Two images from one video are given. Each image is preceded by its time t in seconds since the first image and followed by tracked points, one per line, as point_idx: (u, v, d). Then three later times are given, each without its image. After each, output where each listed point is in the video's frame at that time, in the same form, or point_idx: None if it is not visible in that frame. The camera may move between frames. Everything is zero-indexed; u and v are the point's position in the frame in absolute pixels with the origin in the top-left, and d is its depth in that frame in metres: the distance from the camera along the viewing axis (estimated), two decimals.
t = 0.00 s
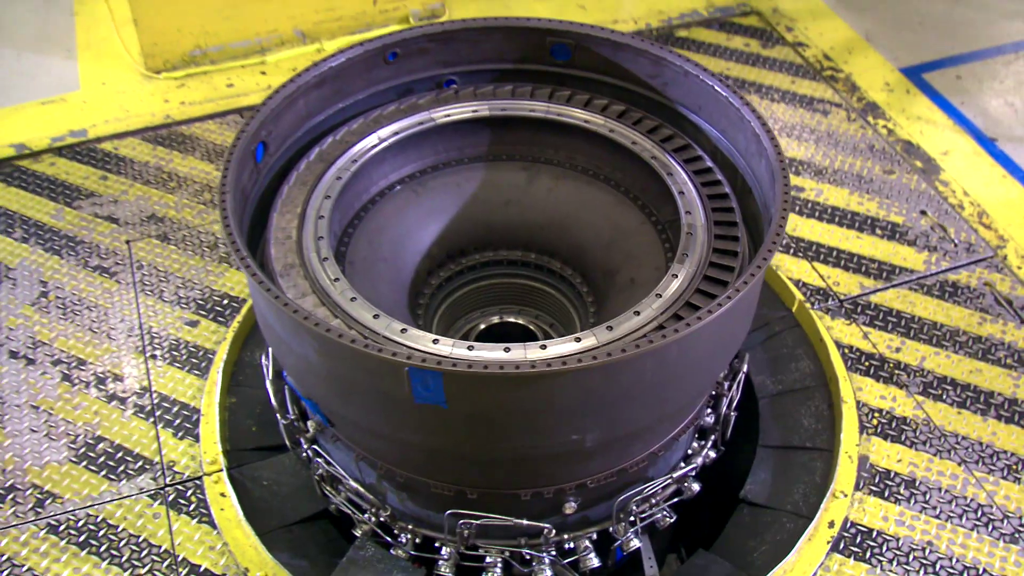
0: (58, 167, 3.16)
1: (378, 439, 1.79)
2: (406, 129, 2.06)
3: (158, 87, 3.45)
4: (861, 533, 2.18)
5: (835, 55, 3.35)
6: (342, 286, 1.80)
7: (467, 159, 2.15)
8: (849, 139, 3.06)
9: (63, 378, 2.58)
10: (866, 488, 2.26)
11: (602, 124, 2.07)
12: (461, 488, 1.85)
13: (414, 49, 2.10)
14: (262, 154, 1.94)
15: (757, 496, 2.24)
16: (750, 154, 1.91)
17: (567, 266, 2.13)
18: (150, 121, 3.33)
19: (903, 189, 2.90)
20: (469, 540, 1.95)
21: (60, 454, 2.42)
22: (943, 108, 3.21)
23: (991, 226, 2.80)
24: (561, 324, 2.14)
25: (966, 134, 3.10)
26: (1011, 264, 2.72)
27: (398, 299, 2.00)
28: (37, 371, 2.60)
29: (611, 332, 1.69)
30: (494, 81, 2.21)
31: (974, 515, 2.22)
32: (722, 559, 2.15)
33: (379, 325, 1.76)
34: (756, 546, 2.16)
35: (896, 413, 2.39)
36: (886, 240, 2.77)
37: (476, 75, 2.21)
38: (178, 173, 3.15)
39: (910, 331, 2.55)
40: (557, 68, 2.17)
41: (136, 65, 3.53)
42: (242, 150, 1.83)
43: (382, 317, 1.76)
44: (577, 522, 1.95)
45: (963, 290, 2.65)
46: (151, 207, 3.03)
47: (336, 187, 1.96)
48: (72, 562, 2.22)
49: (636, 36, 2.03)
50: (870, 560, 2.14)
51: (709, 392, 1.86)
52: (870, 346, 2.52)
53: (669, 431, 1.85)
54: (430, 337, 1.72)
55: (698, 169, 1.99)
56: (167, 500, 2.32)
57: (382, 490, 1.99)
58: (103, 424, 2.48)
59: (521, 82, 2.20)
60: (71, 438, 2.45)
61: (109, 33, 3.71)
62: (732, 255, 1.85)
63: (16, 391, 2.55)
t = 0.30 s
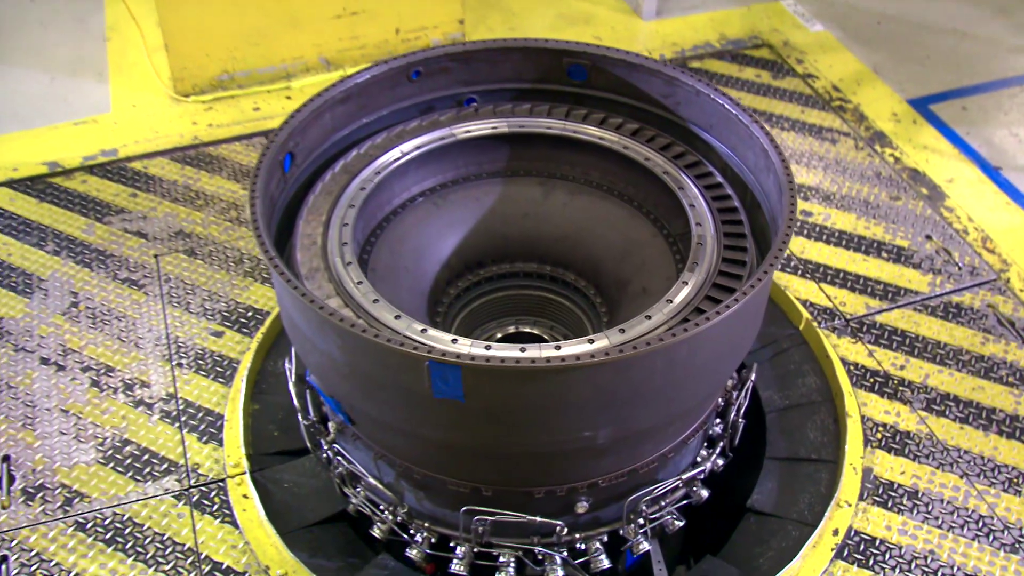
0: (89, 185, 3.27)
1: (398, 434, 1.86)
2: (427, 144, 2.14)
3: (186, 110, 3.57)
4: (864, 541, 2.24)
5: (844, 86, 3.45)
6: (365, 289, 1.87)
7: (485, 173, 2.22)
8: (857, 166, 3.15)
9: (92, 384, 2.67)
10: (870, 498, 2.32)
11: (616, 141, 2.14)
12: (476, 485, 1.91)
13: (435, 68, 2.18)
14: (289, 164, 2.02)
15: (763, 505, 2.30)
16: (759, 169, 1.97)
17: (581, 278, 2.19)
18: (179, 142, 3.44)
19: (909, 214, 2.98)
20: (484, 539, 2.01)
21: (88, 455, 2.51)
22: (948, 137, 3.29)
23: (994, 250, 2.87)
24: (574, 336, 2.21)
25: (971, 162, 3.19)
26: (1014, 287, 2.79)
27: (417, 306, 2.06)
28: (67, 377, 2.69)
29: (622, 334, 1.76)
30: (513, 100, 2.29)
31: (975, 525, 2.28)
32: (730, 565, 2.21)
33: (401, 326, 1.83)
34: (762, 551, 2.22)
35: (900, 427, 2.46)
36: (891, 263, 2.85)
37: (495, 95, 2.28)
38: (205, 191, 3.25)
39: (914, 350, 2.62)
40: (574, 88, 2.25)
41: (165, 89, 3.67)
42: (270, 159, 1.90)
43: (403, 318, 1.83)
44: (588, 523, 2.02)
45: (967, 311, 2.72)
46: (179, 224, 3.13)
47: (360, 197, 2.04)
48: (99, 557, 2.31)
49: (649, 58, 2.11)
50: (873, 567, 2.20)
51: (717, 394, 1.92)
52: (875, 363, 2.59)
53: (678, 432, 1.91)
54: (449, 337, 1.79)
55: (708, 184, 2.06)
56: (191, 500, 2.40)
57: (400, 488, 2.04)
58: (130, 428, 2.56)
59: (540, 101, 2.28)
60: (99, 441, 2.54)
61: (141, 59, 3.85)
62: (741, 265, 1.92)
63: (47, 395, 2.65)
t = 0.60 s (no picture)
0: (119, 200, 3.39)
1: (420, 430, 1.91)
2: (449, 157, 2.23)
3: (214, 130, 3.69)
4: (868, 547, 2.30)
5: (853, 113, 3.54)
6: (388, 290, 1.94)
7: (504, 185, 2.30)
8: (865, 190, 3.24)
9: (121, 388, 2.76)
10: (874, 505, 2.38)
11: (630, 155, 2.22)
12: (492, 480, 1.97)
13: (458, 84, 2.26)
14: (316, 173, 2.10)
15: (769, 511, 2.37)
16: (768, 182, 2.04)
17: (596, 288, 2.26)
18: (206, 160, 3.55)
19: (916, 236, 3.05)
20: (499, 535, 2.08)
21: (116, 455, 2.60)
22: (955, 163, 3.38)
23: (999, 271, 2.95)
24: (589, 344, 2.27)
25: (976, 187, 3.27)
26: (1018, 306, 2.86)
27: (437, 310, 2.13)
28: (97, 381, 2.78)
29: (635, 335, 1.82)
30: (531, 116, 2.37)
31: (976, 533, 2.34)
32: (736, 565, 2.28)
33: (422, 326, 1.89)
34: (769, 556, 2.28)
35: (904, 438, 2.52)
36: (897, 283, 2.93)
37: (515, 111, 2.36)
38: (231, 208, 3.35)
39: (919, 365, 2.69)
40: (589, 105, 2.33)
41: (194, 109, 3.80)
42: (298, 167, 1.98)
43: (425, 318, 1.90)
44: (600, 520, 2.08)
45: (970, 329, 2.80)
46: (206, 237, 3.23)
47: (384, 205, 2.12)
48: (125, 552, 2.39)
49: (663, 76, 2.19)
50: (877, 572, 2.26)
51: (726, 396, 1.98)
52: (881, 377, 2.66)
53: (690, 432, 1.97)
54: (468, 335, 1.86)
55: (719, 197, 2.13)
56: (215, 499, 2.48)
57: (418, 486, 2.11)
58: (157, 430, 2.65)
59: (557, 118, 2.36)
60: (127, 442, 2.63)
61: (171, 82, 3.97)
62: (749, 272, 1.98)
63: (77, 398, 2.74)
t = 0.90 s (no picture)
0: (148, 214, 3.49)
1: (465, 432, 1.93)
2: (467, 168, 2.30)
3: (240, 149, 3.81)
4: (872, 551, 2.37)
5: (861, 139, 3.64)
6: (409, 292, 2.01)
7: (522, 197, 2.37)
8: (872, 212, 3.32)
9: (148, 393, 2.85)
10: (878, 512, 2.45)
11: (644, 168, 2.29)
12: (509, 477, 2.02)
13: (478, 100, 2.35)
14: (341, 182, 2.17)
15: (777, 517, 2.43)
16: (776, 194, 2.11)
17: (610, 297, 2.33)
18: (232, 177, 3.66)
19: (922, 257, 3.14)
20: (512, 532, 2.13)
21: (142, 456, 2.68)
22: (961, 187, 3.46)
23: (1002, 290, 3.02)
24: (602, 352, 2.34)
25: (981, 210, 3.35)
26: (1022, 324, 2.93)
27: (455, 315, 2.20)
28: (125, 386, 2.87)
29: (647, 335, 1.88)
30: (548, 131, 2.45)
31: (978, 539, 2.40)
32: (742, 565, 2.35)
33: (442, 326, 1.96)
34: (776, 559, 2.34)
35: (908, 449, 2.59)
36: (903, 301, 3.00)
37: (533, 126, 2.44)
38: (256, 223, 3.45)
39: (923, 379, 2.77)
40: (605, 122, 2.40)
41: (221, 129, 3.91)
42: (324, 175, 2.06)
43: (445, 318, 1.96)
44: (612, 518, 2.13)
45: (974, 345, 2.87)
46: (231, 251, 3.33)
47: (405, 213, 2.19)
48: (152, 548, 2.47)
49: (676, 93, 2.27)
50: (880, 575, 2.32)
51: (735, 397, 2.06)
52: (886, 391, 2.73)
53: (699, 433, 2.04)
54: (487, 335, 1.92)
55: (729, 208, 2.20)
56: (239, 499, 2.57)
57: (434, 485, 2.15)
58: (183, 433, 2.74)
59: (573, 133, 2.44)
60: (154, 443, 2.71)
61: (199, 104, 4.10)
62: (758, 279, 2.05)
63: (105, 401, 2.83)
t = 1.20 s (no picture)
0: (175, 231, 3.60)
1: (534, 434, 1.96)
2: (488, 182, 2.38)
3: (265, 170, 3.94)
4: (877, 558, 2.43)
5: (870, 165, 3.73)
6: (431, 296, 2.09)
7: (539, 210, 2.45)
8: (880, 236, 3.40)
9: (175, 400, 2.95)
10: (884, 521, 2.51)
11: (657, 183, 2.37)
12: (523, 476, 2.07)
13: (498, 117, 2.44)
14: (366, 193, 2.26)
15: (785, 524, 2.50)
16: (785, 208, 2.19)
17: (624, 307, 2.39)
18: (258, 196, 3.78)
19: (928, 278, 3.22)
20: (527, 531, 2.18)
21: (169, 459, 2.77)
22: (967, 212, 3.54)
23: (1007, 311, 3.10)
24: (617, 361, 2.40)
25: (987, 234, 3.43)
26: None
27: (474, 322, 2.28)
28: (153, 393, 2.97)
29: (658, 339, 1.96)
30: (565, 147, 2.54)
31: (981, 548, 2.46)
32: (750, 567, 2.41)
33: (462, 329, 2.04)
34: (783, 565, 2.40)
35: (913, 461, 2.66)
36: (909, 320, 3.08)
37: (550, 143, 2.53)
38: (280, 240, 3.56)
39: (929, 395, 2.84)
40: (620, 139, 2.49)
41: (247, 151, 4.03)
42: (351, 185, 2.14)
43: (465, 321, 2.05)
44: (625, 519, 2.18)
45: (979, 363, 2.94)
46: (256, 266, 3.44)
47: (428, 223, 2.27)
48: (178, 546, 2.55)
49: (689, 112, 2.36)
50: None
51: (743, 401, 2.13)
52: (892, 406, 2.81)
53: (709, 436, 2.11)
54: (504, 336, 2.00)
55: (740, 222, 2.28)
56: (262, 501, 2.65)
57: (453, 485, 2.23)
58: (209, 438, 2.83)
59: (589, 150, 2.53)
60: (180, 448, 2.80)
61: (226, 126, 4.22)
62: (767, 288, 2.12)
63: (134, 407, 2.93)
